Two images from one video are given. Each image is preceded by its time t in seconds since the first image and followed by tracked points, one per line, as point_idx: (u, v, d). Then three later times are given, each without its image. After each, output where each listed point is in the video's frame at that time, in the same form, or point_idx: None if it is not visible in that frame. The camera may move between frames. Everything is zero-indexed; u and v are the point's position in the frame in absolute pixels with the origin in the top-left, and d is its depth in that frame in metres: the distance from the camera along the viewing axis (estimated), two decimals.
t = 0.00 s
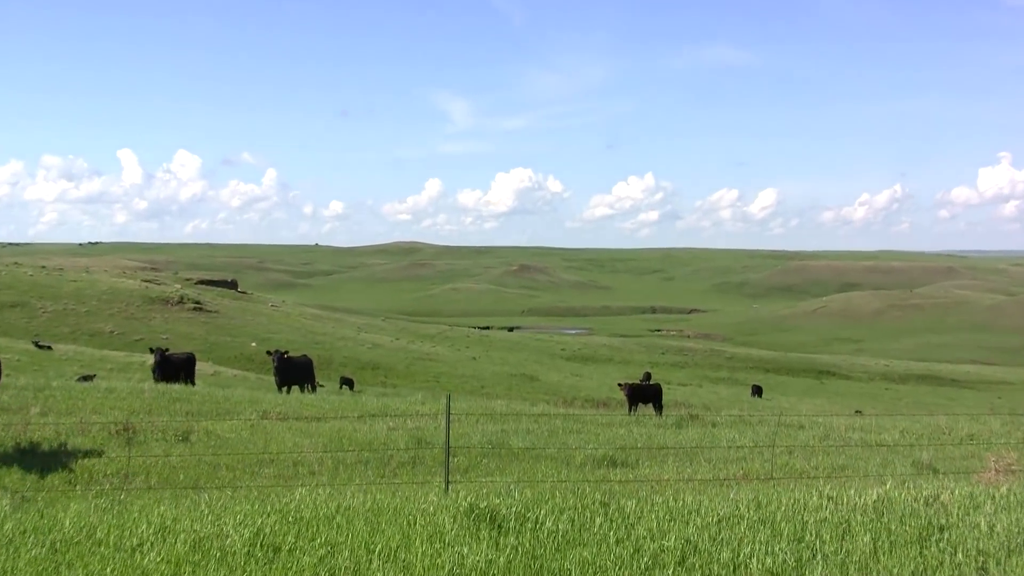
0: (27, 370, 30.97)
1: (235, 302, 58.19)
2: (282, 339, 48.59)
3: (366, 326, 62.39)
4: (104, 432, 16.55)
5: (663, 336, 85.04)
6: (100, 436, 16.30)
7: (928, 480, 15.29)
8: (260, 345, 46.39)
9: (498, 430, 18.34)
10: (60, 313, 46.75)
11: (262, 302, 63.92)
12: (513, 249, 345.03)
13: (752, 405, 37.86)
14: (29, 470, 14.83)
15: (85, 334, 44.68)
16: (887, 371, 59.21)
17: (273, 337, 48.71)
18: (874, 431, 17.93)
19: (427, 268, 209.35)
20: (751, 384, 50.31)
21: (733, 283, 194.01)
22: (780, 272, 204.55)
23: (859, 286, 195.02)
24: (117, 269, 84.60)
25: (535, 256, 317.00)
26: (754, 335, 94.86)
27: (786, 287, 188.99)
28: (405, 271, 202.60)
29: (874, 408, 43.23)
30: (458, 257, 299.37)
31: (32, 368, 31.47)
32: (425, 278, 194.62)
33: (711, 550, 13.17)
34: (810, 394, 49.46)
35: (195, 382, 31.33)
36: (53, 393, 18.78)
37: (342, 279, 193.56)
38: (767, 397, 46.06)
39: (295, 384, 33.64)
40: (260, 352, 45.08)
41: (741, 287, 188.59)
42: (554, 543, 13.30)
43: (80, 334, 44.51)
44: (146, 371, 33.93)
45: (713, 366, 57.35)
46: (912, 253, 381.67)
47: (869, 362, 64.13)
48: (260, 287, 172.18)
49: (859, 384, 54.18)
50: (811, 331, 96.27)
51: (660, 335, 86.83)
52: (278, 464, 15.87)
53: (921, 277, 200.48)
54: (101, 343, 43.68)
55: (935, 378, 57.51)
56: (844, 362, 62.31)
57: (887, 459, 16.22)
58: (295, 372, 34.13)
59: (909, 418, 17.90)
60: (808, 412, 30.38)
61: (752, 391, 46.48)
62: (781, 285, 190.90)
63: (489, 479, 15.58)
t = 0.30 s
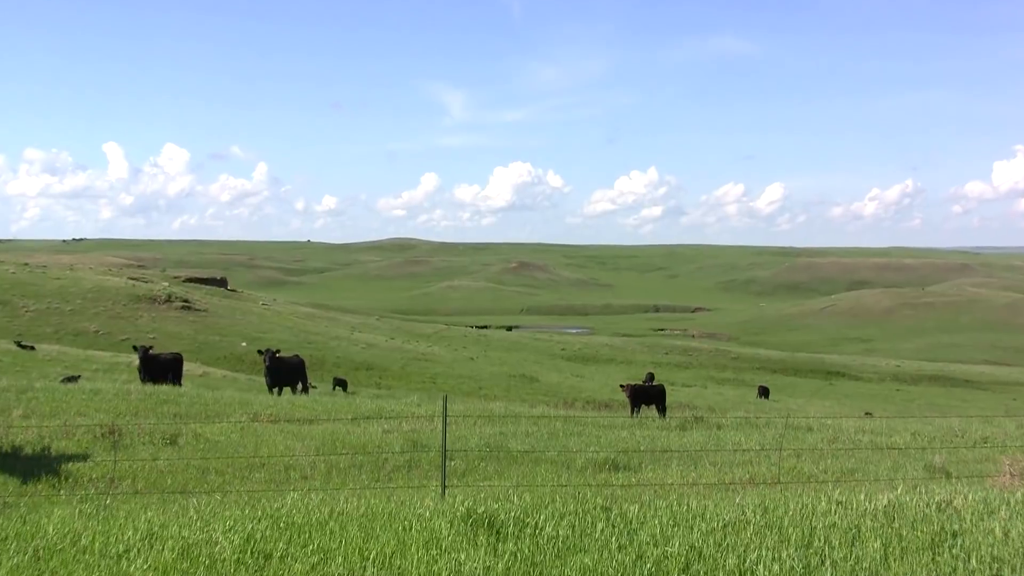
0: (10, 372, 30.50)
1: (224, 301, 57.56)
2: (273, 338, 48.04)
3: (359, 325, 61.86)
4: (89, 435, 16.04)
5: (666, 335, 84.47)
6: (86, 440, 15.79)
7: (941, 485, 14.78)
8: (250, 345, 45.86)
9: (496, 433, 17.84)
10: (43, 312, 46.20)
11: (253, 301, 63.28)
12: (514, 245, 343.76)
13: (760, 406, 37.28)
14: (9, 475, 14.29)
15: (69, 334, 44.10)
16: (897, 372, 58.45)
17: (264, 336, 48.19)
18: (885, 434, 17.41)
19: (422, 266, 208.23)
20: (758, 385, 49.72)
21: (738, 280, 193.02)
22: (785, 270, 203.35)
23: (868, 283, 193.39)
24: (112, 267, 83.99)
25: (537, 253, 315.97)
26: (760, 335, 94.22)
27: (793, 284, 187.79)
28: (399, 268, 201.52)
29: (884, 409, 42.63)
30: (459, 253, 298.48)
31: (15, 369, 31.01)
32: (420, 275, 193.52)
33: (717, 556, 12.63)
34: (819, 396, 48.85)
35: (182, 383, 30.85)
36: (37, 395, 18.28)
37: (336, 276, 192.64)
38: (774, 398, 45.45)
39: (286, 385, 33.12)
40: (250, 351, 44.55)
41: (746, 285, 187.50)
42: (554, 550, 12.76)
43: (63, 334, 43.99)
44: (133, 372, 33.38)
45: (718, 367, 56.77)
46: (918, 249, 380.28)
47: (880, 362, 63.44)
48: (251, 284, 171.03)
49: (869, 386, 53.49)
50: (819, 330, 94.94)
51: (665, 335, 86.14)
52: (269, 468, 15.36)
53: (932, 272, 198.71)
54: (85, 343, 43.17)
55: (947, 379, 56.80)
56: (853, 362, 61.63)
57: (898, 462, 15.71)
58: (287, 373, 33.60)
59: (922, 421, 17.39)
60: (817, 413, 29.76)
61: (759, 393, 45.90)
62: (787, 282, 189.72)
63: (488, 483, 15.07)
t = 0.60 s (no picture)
0: None
1: (210, 300, 56.94)
2: (260, 338, 47.51)
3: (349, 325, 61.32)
4: (69, 439, 15.52)
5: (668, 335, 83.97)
6: (66, 445, 15.26)
7: (950, 488, 14.31)
8: (236, 345, 45.29)
9: (490, 435, 17.36)
10: (22, 313, 45.58)
11: (240, 300, 62.62)
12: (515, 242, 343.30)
13: (762, 407, 36.73)
14: None
15: (49, 334, 43.57)
16: (905, 371, 57.87)
17: (251, 337, 47.63)
18: (892, 435, 16.94)
19: (417, 263, 207.10)
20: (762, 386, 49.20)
21: (741, 277, 192.18)
22: (790, 266, 202.15)
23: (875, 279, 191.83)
24: (102, 266, 83.35)
25: (538, 249, 315.10)
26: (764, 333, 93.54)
27: (798, 281, 186.81)
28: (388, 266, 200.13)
29: (891, 410, 42.07)
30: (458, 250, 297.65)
31: None
32: (412, 272, 192.42)
33: (720, 562, 12.10)
34: (824, 396, 48.37)
35: (166, 385, 30.33)
36: (16, 398, 17.78)
37: (324, 274, 191.46)
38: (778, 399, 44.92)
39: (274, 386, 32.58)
40: (236, 352, 44.00)
41: (750, 283, 186.56)
42: (550, 557, 12.22)
43: (43, 335, 43.39)
44: (114, 374, 32.89)
45: (720, 366, 56.26)
46: (924, 244, 378.60)
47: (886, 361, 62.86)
48: (239, 282, 169.81)
49: (874, 386, 52.94)
50: (825, 327, 93.93)
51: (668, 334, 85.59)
52: (257, 473, 14.86)
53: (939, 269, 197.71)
54: (66, 345, 42.59)
55: (956, 379, 56.20)
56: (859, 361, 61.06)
57: (906, 465, 15.23)
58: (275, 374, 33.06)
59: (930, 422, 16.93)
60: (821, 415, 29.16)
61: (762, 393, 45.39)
62: (792, 279, 188.62)
63: (482, 488, 14.57)
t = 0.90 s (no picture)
0: None
1: (198, 299, 56.40)
2: (249, 338, 46.98)
3: (343, 325, 60.82)
4: (53, 444, 15.02)
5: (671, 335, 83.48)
6: (49, 450, 14.77)
7: (965, 494, 13.82)
8: (225, 346, 44.75)
9: (489, 439, 16.88)
10: (7, 314, 45.05)
11: (230, 300, 62.06)
12: (517, 240, 342.18)
13: (771, 410, 36.16)
14: None
15: (32, 335, 42.98)
16: (917, 372, 57.20)
17: (241, 337, 47.09)
18: (903, 439, 16.47)
19: (412, 261, 206.18)
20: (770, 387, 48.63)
21: (748, 276, 191.07)
22: (799, 264, 200.98)
23: (887, 276, 190.08)
24: (95, 264, 82.81)
25: (542, 246, 313.89)
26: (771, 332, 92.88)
27: (806, 280, 185.65)
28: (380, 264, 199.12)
29: (903, 413, 41.46)
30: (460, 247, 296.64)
31: None
32: (406, 271, 191.54)
33: (728, 570, 11.58)
34: (833, 399, 47.83)
35: (153, 387, 29.85)
36: None
37: (316, 272, 190.64)
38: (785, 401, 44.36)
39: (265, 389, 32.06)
40: (225, 352, 43.47)
41: (757, 281, 185.40)
42: (551, 564, 11.70)
43: (26, 335, 42.83)
44: (99, 376, 32.37)
45: (726, 368, 55.73)
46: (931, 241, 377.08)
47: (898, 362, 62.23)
48: (228, 280, 168.81)
49: (884, 388, 52.30)
50: (833, 327, 93.06)
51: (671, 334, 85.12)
52: (247, 478, 14.37)
53: (954, 268, 196.14)
54: (49, 345, 42.06)
55: (970, 381, 55.49)
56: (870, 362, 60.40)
57: (918, 469, 14.77)
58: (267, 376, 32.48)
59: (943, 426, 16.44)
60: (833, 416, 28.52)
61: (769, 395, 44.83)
62: (799, 278, 187.49)
63: (480, 493, 14.07)
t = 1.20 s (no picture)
0: None
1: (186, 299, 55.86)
2: (239, 339, 46.47)
3: (336, 326, 60.28)
4: (35, 448, 14.51)
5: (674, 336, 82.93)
6: (31, 455, 14.25)
7: (979, 500, 13.36)
8: (213, 347, 44.17)
9: (486, 443, 16.39)
10: None
11: (218, 299, 61.49)
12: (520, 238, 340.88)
13: (777, 413, 35.55)
14: None
15: (13, 336, 42.38)
16: (930, 374, 56.54)
17: (230, 338, 46.52)
18: (914, 443, 16.01)
19: (407, 259, 205.24)
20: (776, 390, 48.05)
21: (755, 275, 189.87)
22: (808, 263, 199.61)
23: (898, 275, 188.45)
24: (87, 263, 82.27)
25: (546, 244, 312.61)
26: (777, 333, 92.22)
27: (814, 279, 184.48)
28: (372, 262, 198.17)
29: (914, 417, 40.87)
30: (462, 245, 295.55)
31: None
32: (401, 269, 190.63)
33: None
34: (842, 401, 47.31)
35: (137, 390, 29.31)
36: None
37: (315, 270, 190.02)
38: (793, 404, 43.80)
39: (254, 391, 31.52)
40: (213, 355, 42.90)
41: (764, 281, 184.17)
42: (551, 571, 11.18)
43: (8, 336, 42.20)
44: (81, 379, 31.81)
45: (730, 370, 55.20)
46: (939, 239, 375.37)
47: (907, 363, 61.59)
48: (216, 279, 167.72)
49: (895, 390, 51.67)
50: (843, 327, 92.09)
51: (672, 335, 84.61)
52: (236, 484, 13.89)
53: (966, 267, 194.61)
54: (31, 346, 41.43)
55: (985, 383, 54.78)
56: (883, 364, 59.74)
57: (931, 474, 14.31)
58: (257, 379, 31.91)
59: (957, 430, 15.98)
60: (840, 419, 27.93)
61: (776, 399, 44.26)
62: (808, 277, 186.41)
63: (477, 500, 13.58)
